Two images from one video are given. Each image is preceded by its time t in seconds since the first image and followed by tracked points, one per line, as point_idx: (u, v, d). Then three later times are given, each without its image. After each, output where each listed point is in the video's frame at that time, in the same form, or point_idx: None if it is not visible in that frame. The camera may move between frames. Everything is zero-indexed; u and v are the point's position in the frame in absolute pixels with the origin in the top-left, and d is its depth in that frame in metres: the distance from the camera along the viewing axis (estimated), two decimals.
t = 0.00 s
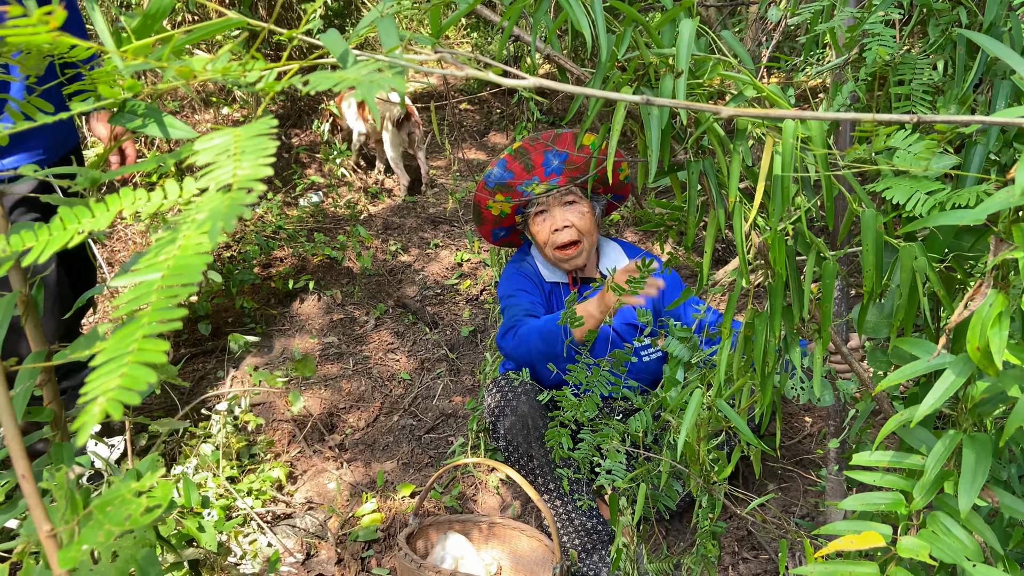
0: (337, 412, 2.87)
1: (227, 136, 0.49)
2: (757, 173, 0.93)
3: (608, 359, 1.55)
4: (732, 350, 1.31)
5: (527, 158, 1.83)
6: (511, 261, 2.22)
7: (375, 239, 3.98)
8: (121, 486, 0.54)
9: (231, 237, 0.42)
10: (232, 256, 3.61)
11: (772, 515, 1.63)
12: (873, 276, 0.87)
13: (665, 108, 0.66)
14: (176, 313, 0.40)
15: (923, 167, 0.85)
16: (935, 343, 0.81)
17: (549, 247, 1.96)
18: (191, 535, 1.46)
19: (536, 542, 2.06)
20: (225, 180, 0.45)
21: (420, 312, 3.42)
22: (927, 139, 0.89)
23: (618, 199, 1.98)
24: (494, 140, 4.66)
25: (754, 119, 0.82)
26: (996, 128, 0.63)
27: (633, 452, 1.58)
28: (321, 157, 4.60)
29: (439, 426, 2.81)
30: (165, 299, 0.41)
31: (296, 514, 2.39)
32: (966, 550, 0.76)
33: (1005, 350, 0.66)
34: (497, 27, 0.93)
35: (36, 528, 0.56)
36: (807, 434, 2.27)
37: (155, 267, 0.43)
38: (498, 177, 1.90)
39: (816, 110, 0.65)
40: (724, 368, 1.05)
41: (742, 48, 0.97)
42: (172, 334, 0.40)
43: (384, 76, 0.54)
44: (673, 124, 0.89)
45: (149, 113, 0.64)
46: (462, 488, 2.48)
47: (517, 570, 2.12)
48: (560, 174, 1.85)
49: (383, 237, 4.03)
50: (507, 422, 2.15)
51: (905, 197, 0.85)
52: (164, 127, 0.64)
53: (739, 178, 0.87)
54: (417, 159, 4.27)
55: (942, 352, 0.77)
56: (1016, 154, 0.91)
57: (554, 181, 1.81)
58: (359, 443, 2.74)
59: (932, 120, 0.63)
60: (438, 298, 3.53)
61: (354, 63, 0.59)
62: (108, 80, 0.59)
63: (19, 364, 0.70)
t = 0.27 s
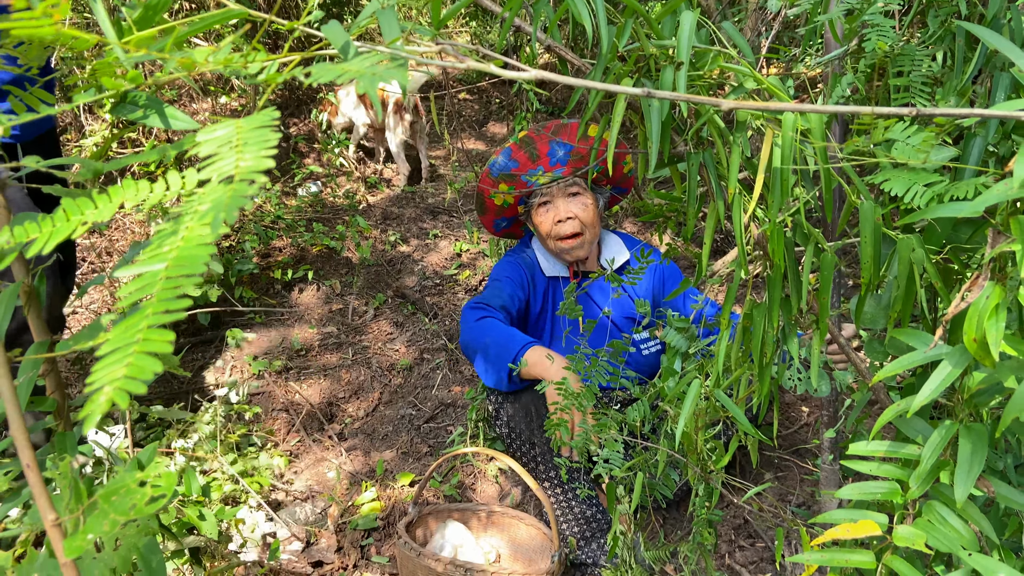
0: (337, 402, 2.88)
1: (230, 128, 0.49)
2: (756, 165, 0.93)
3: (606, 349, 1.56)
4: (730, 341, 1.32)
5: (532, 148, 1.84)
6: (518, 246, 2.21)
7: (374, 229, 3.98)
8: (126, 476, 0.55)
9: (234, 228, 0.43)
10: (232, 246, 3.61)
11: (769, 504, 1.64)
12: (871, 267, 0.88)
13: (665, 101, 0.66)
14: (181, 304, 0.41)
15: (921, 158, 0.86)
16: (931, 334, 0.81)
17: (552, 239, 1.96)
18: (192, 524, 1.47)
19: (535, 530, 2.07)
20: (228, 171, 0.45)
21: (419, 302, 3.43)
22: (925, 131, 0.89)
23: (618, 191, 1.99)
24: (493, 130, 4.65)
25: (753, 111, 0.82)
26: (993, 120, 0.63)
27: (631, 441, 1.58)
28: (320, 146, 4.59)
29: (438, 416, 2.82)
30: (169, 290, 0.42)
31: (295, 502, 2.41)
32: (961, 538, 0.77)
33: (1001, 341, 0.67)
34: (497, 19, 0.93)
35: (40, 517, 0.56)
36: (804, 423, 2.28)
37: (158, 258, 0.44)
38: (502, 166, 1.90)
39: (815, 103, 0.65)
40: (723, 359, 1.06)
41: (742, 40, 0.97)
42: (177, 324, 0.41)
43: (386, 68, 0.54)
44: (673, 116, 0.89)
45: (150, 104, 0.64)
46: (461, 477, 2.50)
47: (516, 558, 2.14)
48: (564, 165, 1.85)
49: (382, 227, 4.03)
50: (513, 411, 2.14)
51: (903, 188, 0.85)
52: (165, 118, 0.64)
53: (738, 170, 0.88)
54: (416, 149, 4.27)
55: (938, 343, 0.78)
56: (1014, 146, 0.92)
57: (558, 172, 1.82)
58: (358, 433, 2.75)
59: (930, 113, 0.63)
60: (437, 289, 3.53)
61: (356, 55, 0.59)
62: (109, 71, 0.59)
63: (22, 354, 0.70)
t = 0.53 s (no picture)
0: (335, 391, 2.90)
1: (237, 127, 0.50)
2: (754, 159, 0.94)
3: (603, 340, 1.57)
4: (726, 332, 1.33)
5: (525, 143, 1.84)
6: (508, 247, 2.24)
7: (371, 219, 3.99)
8: (136, 468, 0.56)
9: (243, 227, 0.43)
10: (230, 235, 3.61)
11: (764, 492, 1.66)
12: (866, 261, 0.89)
13: (665, 98, 0.67)
14: (192, 301, 0.41)
15: (917, 153, 0.87)
16: (925, 328, 0.83)
17: (546, 232, 1.97)
18: (193, 511, 1.48)
19: (533, 518, 2.10)
20: (236, 171, 0.46)
21: (417, 292, 3.44)
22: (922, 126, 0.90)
23: (615, 184, 2.00)
24: (491, 119, 4.66)
25: (752, 107, 0.83)
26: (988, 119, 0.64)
27: (628, 431, 1.60)
28: (317, 135, 4.57)
29: (436, 405, 2.84)
30: (181, 287, 0.42)
31: (295, 490, 2.43)
32: (953, 528, 0.79)
33: (993, 335, 0.68)
34: (498, 12, 0.93)
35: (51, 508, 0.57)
36: (799, 413, 2.30)
37: (168, 256, 0.44)
38: (496, 160, 1.91)
39: (812, 101, 0.66)
40: (720, 351, 1.07)
41: (741, 34, 0.97)
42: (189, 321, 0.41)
43: (388, 67, 0.55)
44: (672, 110, 0.90)
45: (155, 100, 0.65)
46: (459, 465, 2.52)
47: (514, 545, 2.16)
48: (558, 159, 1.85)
49: (380, 216, 4.03)
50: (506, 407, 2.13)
51: (899, 183, 0.86)
52: (169, 115, 0.65)
53: (737, 165, 0.88)
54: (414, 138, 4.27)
55: (932, 336, 0.79)
56: (1010, 142, 0.92)
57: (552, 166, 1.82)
58: (357, 422, 2.77)
59: (925, 111, 0.64)
60: (435, 278, 3.54)
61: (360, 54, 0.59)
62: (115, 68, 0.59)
63: (29, 347, 0.71)
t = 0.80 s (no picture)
0: (334, 382, 2.91)
1: (261, 128, 0.50)
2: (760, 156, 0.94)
3: (605, 332, 1.58)
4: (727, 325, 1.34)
5: (525, 138, 1.85)
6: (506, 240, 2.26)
7: (369, 209, 3.98)
8: (159, 463, 0.57)
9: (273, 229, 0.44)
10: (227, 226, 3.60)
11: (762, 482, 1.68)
12: (871, 257, 0.90)
13: (678, 98, 0.67)
14: (223, 301, 0.42)
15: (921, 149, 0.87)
16: (929, 323, 0.84)
17: (544, 227, 1.98)
18: (197, 503, 1.49)
19: (532, 508, 2.12)
20: (263, 172, 0.47)
21: (415, 283, 3.44)
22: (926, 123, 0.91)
23: (615, 179, 2.01)
24: (488, 110, 4.65)
25: (760, 105, 0.84)
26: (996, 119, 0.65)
27: (630, 423, 1.61)
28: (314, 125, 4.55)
29: (435, 396, 2.85)
30: (211, 287, 0.43)
31: (295, 480, 2.44)
32: (956, 520, 0.80)
33: (998, 332, 0.69)
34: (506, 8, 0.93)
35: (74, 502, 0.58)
36: (796, 404, 2.32)
37: (197, 255, 0.45)
38: (495, 154, 1.92)
39: (822, 101, 0.67)
40: (723, 345, 1.08)
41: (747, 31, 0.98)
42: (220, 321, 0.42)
43: (407, 68, 0.55)
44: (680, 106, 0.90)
45: (169, 96, 0.65)
46: (458, 456, 2.54)
47: (514, 535, 2.18)
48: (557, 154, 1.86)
49: (377, 207, 4.03)
50: (504, 399, 2.13)
51: (904, 179, 0.87)
52: (184, 111, 0.65)
53: (743, 162, 0.89)
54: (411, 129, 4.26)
55: (936, 331, 0.80)
56: (1013, 139, 0.93)
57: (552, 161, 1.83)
58: (356, 413, 2.78)
59: (934, 111, 0.65)
60: (433, 269, 3.55)
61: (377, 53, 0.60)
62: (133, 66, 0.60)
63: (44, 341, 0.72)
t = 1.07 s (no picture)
0: (324, 371, 2.91)
1: (230, 115, 0.50)
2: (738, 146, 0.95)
3: (591, 322, 1.59)
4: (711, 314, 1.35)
5: (518, 127, 1.84)
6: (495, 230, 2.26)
7: (360, 199, 3.98)
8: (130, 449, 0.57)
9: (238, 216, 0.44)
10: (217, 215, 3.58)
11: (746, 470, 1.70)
12: (847, 246, 0.90)
13: (650, 88, 0.67)
14: (189, 287, 0.42)
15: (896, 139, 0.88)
16: (903, 311, 0.84)
17: (535, 216, 1.98)
18: (183, 490, 1.50)
19: (520, 496, 2.13)
20: (230, 160, 0.47)
21: (406, 273, 3.45)
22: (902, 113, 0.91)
23: (605, 170, 2.01)
24: (480, 99, 4.64)
25: (737, 95, 0.84)
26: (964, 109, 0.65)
27: (614, 411, 1.62)
28: (305, 114, 4.52)
29: (425, 384, 2.86)
30: (175, 274, 0.43)
31: (284, 469, 2.45)
32: (927, 506, 0.81)
33: (967, 320, 0.70)
34: None
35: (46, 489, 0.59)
36: (783, 393, 2.34)
37: (162, 242, 0.45)
38: (488, 143, 1.92)
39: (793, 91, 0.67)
40: (703, 333, 1.09)
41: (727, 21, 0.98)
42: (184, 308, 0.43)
43: (378, 56, 0.55)
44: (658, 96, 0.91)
45: (143, 83, 0.65)
46: (447, 445, 2.55)
47: (501, 523, 2.20)
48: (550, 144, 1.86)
49: (368, 196, 4.02)
50: (491, 388, 2.13)
51: (880, 169, 0.87)
52: (158, 98, 0.65)
53: (721, 152, 0.90)
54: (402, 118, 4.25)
55: (909, 320, 0.81)
56: (989, 129, 0.94)
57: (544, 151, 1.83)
58: (346, 402, 2.79)
59: (903, 101, 0.65)
60: (424, 259, 3.55)
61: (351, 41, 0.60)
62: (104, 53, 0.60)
63: (20, 329, 0.72)
